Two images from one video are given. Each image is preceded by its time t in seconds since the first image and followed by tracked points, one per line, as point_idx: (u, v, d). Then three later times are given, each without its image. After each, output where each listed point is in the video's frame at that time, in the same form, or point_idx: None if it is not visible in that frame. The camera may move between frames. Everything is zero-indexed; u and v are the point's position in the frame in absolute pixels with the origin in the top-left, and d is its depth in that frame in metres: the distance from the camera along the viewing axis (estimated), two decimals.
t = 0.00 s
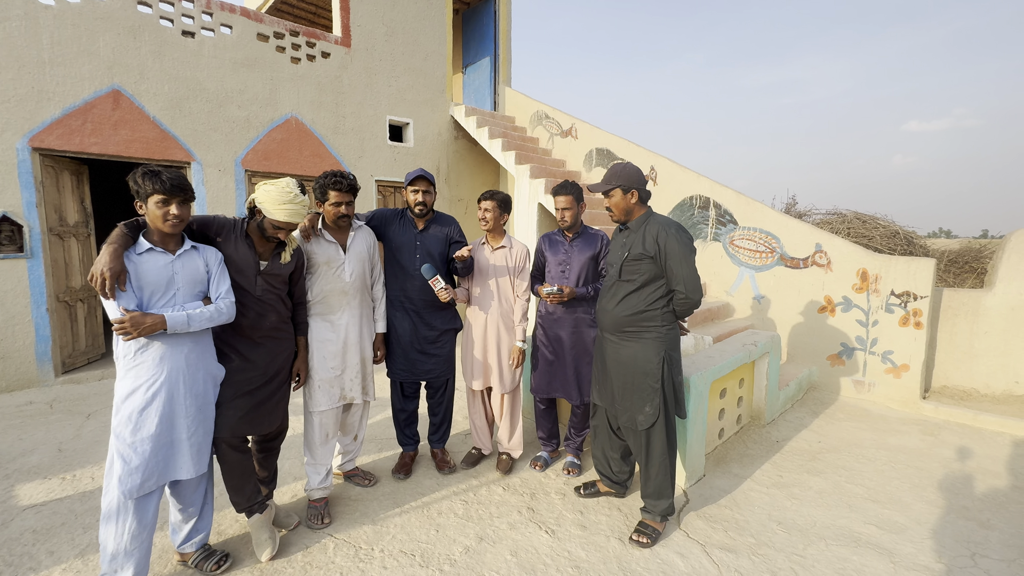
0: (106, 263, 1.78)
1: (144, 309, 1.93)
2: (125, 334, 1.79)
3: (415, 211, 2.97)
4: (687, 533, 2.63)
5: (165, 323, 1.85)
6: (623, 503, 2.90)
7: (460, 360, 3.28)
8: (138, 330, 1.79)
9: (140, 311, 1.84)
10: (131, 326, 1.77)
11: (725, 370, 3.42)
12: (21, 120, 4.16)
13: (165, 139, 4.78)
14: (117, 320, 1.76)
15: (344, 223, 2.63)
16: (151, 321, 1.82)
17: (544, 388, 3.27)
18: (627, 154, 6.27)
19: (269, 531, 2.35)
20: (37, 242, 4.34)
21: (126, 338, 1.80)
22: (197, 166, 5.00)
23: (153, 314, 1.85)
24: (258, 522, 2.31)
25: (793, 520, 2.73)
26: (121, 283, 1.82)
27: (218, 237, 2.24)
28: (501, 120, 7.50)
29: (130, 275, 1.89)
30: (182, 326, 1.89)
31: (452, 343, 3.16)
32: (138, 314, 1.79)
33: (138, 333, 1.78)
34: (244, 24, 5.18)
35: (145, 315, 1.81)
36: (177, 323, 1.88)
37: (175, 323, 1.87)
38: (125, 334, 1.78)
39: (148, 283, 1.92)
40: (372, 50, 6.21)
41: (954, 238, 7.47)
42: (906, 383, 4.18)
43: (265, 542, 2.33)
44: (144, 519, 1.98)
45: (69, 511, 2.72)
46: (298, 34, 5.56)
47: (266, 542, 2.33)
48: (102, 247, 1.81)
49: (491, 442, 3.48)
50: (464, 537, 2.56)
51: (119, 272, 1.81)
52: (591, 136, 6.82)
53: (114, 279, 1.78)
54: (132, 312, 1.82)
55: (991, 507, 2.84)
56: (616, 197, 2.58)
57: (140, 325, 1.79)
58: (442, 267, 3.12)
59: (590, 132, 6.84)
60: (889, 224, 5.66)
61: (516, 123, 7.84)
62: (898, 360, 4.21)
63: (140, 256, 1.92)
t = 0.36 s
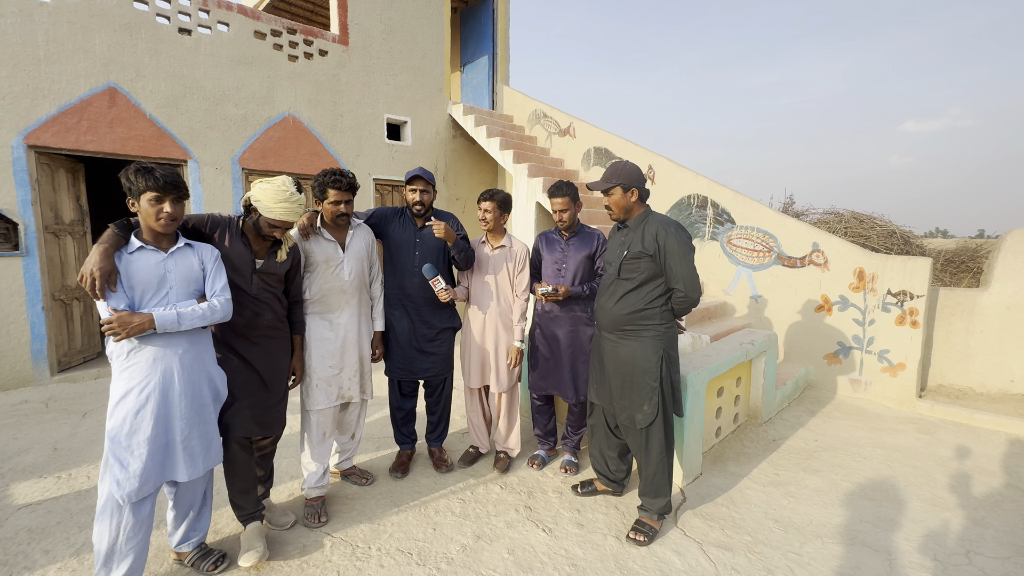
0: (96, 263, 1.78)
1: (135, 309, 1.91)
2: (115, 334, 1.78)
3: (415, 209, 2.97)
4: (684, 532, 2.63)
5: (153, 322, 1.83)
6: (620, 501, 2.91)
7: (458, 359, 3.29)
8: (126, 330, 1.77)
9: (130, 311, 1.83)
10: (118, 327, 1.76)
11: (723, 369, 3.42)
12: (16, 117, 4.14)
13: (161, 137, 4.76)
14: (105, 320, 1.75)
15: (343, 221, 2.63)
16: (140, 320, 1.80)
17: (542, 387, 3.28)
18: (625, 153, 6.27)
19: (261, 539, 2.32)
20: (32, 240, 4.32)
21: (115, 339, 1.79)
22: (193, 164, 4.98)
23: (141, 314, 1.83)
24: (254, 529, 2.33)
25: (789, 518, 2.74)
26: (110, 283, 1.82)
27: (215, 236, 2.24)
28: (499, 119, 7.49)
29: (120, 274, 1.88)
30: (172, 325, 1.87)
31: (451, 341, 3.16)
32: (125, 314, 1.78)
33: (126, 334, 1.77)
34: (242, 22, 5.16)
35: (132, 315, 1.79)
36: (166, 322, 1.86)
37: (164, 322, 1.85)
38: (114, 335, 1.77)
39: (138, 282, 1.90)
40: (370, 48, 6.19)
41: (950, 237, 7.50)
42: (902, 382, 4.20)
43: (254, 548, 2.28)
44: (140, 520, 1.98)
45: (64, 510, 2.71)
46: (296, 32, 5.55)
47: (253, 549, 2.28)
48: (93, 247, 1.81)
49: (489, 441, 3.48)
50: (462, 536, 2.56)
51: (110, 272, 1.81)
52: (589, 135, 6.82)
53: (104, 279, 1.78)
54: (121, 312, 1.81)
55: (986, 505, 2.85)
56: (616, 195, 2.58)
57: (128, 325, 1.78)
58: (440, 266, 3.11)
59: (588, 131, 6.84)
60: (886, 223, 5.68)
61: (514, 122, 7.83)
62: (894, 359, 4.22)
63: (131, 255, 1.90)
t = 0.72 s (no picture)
0: (90, 257, 1.75)
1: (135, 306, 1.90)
2: (114, 332, 1.76)
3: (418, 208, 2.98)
4: (684, 531, 2.63)
5: (155, 320, 1.82)
6: (620, 501, 2.90)
7: (459, 359, 3.29)
8: (126, 328, 1.76)
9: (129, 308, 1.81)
10: (119, 324, 1.74)
11: (723, 369, 3.42)
12: (15, 116, 4.13)
13: (161, 135, 4.76)
14: (105, 316, 1.73)
15: (343, 220, 2.63)
16: (141, 318, 1.79)
17: (542, 386, 3.27)
18: (625, 153, 6.26)
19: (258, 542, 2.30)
20: (32, 239, 4.31)
21: (114, 337, 1.76)
22: (193, 163, 4.97)
23: (143, 311, 1.82)
24: (248, 534, 2.32)
25: (790, 518, 2.73)
26: (107, 277, 1.80)
27: (214, 233, 2.23)
28: (499, 119, 7.49)
29: (119, 270, 1.86)
30: (175, 322, 1.86)
31: (451, 340, 3.16)
32: (126, 311, 1.76)
33: (127, 331, 1.75)
34: (242, 21, 5.15)
35: (134, 312, 1.78)
36: (168, 320, 1.85)
37: (166, 320, 1.84)
38: (113, 332, 1.74)
39: (137, 278, 1.89)
40: (370, 47, 6.19)
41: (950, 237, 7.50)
42: (902, 382, 4.19)
43: (250, 552, 2.25)
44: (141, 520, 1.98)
45: (63, 509, 2.71)
46: (296, 31, 5.54)
47: (251, 552, 2.25)
48: (89, 240, 1.79)
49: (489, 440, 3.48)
50: (461, 535, 2.55)
51: (105, 266, 1.78)
52: (590, 135, 6.82)
53: (99, 272, 1.75)
54: (120, 309, 1.79)
55: (986, 505, 2.85)
56: (619, 194, 2.57)
57: (128, 323, 1.76)
58: (440, 265, 3.11)
59: (588, 131, 6.83)
60: (886, 223, 5.68)
61: (514, 122, 7.83)
62: (894, 359, 4.22)
63: (130, 251, 1.89)
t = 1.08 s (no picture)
0: (96, 260, 1.74)
1: (140, 311, 1.91)
2: (122, 341, 1.77)
3: (421, 211, 3.00)
4: (684, 533, 2.63)
5: (164, 331, 1.85)
6: (620, 502, 2.91)
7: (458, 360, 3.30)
8: (135, 339, 1.77)
9: (137, 317, 1.82)
10: (129, 335, 1.75)
11: (723, 370, 3.43)
12: (16, 118, 4.14)
13: (162, 137, 4.76)
14: (113, 326, 1.73)
15: (335, 218, 2.63)
16: (151, 329, 1.82)
17: (542, 388, 3.28)
18: (625, 154, 6.27)
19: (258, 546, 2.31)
20: (32, 241, 4.32)
21: (120, 345, 1.78)
22: (193, 165, 4.98)
23: (152, 322, 1.84)
24: (251, 537, 2.33)
25: (789, 520, 2.73)
26: (114, 283, 1.79)
27: (213, 236, 2.23)
28: (499, 120, 7.50)
29: (125, 275, 1.86)
30: (181, 333, 1.89)
31: (448, 342, 3.17)
32: (137, 322, 1.78)
33: (136, 341, 1.77)
34: (242, 22, 5.16)
35: (144, 323, 1.79)
36: (175, 331, 1.88)
37: (174, 331, 1.87)
38: (121, 342, 1.75)
39: (143, 284, 1.90)
40: (370, 49, 6.20)
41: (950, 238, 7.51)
42: (902, 383, 4.20)
43: (252, 557, 2.24)
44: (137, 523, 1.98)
45: (64, 511, 2.71)
46: (296, 33, 5.55)
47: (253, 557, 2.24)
48: (95, 242, 1.77)
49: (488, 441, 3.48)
50: (461, 537, 2.56)
51: (111, 268, 1.77)
52: (589, 136, 6.82)
53: (105, 275, 1.74)
54: (129, 318, 1.80)
55: (986, 507, 2.85)
56: (621, 196, 2.57)
57: (138, 333, 1.78)
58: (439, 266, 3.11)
59: (588, 133, 6.84)
60: (886, 224, 5.68)
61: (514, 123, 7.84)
62: (894, 360, 4.22)
63: (137, 256, 1.89)
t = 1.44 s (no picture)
0: (98, 269, 1.74)
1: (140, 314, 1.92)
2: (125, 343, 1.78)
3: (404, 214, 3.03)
4: (682, 534, 2.64)
5: (167, 332, 1.87)
6: (618, 504, 2.91)
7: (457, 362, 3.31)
8: (139, 340, 1.79)
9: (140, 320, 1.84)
10: (133, 337, 1.77)
11: (722, 371, 3.44)
12: (15, 119, 4.13)
13: (161, 139, 4.76)
14: (117, 329, 1.74)
15: (333, 220, 2.64)
16: (154, 331, 1.83)
17: (541, 389, 3.27)
18: (624, 156, 6.28)
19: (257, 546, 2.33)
20: (31, 242, 4.31)
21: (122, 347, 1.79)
22: (193, 166, 4.98)
23: (154, 323, 1.86)
24: (247, 539, 2.33)
25: (788, 521, 2.74)
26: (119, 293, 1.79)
27: (208, 237, 2.23)
28: (498, 121, 7.50)
29: (126, 280, 1.86)
30: (184, 334, 1.92)
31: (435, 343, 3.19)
32: (141, 324, 1.80)
33: (140, 343, 1.79)
34: (241, 24, 5.16)
35: (147, 326, 1.81)
36: (178, 331, 1.90)
37: (175, 332, 1.89)
38: (125, 344, 1.77)
39: (142, 288, 1.90)
40: (369, 50, 6.20)
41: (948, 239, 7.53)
42: (900, 384, 4.21)
43: (250, 559, 2.24)
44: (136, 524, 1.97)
45: (62, 513, 2.71)
46: (296, 35, 5.56)
47: (252, 559, 2.25)
48: (95, 251, 1.76)
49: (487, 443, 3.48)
50: (460, 539, 2.56)
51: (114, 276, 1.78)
52: (588, 137, 6.83)
53: (109, 285, 1.75)
54: (132, 321, 1.82)
55: (983, 508, 2.86)
56: (620, 198, 2.58)
57: (142, 336, 1.80)
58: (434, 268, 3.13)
59: (587, 134, 6.85)
60: (884, 225, 5.70)
61: (513, 124, 7.85)
62: (892, 361, 4.23)
63: (135, 260, 1.89)
